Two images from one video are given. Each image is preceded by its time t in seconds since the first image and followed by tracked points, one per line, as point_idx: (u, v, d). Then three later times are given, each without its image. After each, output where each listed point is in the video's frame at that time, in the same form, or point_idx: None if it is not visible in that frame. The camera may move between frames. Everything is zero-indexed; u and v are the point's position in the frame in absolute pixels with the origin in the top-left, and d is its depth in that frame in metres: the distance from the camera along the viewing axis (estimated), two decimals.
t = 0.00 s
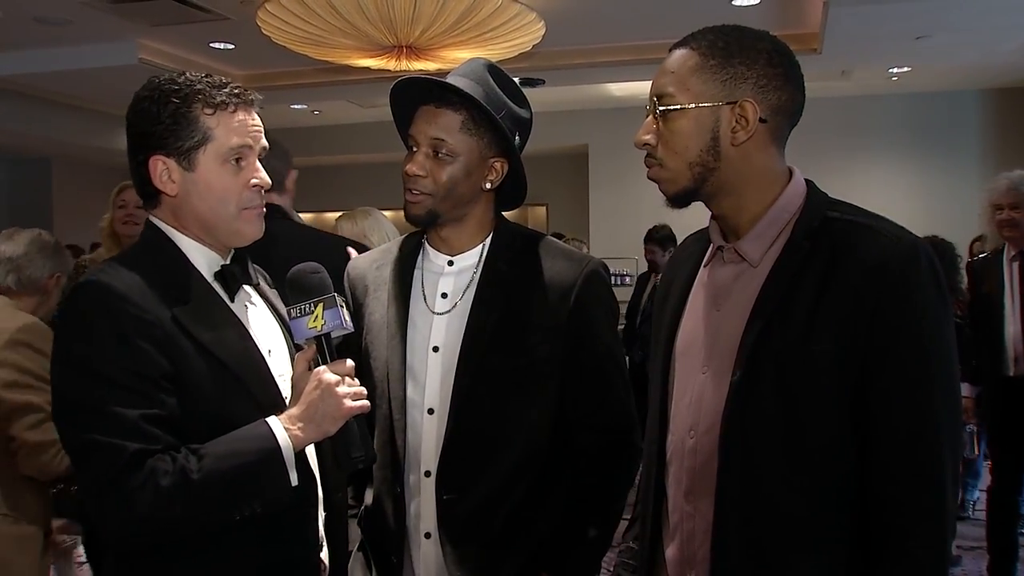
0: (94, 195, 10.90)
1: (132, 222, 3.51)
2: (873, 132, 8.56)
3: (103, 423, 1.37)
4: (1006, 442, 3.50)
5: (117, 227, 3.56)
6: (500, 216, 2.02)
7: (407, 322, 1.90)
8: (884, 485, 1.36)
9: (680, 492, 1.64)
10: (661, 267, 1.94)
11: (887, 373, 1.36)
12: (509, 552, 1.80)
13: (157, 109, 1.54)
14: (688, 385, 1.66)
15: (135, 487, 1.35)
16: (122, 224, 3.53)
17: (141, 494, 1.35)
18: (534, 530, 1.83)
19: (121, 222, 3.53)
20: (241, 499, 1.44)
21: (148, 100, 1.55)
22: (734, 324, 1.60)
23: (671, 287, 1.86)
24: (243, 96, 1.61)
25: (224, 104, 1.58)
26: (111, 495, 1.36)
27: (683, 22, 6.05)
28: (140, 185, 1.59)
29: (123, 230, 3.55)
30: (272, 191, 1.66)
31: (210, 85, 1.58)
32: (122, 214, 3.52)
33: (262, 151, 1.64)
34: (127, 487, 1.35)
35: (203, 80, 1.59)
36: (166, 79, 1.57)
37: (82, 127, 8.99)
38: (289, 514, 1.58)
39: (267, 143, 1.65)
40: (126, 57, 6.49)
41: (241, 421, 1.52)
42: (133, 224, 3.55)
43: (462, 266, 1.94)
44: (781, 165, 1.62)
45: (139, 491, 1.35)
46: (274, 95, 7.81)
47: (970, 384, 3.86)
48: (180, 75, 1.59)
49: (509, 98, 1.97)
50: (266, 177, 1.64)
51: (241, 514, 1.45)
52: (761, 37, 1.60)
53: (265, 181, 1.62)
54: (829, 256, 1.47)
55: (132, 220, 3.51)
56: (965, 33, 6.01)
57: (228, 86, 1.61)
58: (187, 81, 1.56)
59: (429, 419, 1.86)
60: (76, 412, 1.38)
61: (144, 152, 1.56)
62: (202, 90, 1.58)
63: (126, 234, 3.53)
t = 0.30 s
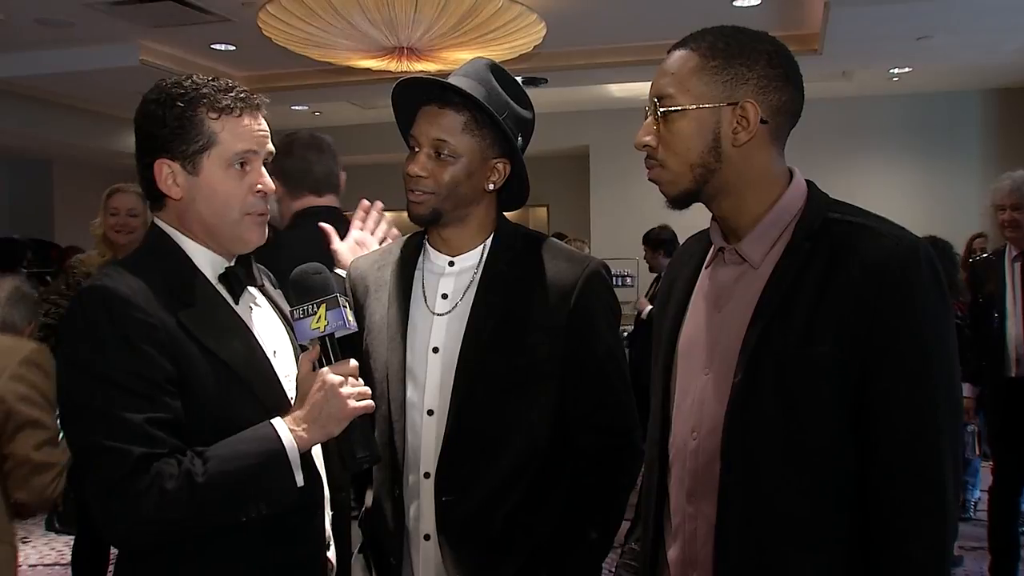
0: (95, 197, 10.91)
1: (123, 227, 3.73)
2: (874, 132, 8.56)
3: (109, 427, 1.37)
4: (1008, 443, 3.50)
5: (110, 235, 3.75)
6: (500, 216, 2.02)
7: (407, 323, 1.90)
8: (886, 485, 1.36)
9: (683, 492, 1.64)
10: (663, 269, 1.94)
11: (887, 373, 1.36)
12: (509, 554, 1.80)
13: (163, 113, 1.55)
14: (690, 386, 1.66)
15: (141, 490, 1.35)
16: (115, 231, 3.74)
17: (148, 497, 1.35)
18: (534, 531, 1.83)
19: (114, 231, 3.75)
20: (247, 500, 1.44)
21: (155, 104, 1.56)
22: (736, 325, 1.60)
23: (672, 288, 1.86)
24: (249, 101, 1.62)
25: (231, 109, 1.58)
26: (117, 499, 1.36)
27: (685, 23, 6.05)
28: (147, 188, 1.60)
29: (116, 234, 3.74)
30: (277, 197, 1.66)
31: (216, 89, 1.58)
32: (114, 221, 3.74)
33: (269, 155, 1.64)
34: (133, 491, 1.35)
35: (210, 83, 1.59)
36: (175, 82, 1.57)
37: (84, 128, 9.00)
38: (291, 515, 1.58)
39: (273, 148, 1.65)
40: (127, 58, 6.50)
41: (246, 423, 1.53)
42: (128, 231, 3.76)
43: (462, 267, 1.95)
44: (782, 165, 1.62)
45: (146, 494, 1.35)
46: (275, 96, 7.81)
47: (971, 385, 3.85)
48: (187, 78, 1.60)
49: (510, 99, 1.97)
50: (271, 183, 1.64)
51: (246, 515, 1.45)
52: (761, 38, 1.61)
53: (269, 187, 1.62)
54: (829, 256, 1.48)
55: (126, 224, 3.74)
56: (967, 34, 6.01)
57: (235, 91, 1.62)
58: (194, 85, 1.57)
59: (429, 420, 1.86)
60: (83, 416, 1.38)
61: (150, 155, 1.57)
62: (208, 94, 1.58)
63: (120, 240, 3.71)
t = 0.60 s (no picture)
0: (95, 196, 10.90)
1: (99, 236, 3.57)
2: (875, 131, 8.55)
3: (107, 432, 1.37)
4: (1009, 442, 3.50)
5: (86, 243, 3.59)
6: (503, 216, 2.02)
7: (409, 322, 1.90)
8: (889, 485, 1.36)
9: (685, 492, 1.64)
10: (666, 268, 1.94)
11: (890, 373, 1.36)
12: (509, 554, 1.80)
13: (154, 115, 1.54)
14: (693, 386, 1.66)
15: (137, 498, 1.35)
16: (91, 241, 3.57)
17: (145, 504, 1.35)
18: (535, 532, 1.82)
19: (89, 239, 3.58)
20: (245, 508, 1.44)
21: (145, 106, 1.55)
22: (739, 325, 1.60)
23: (674, 288, 1.86)
24: (240, 97, 1.60)
25: (223, 107, 1.57)
26: (115, 506, 1.36)
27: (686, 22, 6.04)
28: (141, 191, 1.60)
29: (92, 243, 3.58)
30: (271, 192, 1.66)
31: (205, 87, 1.57)
32: (90, 231, 3.57)
33: (262, 151, 1.64)
34: (132, 498, 1.35)
35: (200, 81, 1.58)
36: (162, 83, 1.56)
37: (84, 128, 8.99)
38: (293, 516, 1.57)
39: (266, 143, 1.64)
40: (128, 58, 6.49)
41: (247, 428, 1.52)
42: (105, 240, 3.60)
43: (464, 266, 1.94)
44: (785, 165, 1.62)
45: (143, 501, 1.35)
46: (275, 95, 7.80)
47: (973, 385, 3.85)
48: (177, 77, 1.58)
49: (515, 98, 1.96)
50: (265, 179, 1.64)
51: (243, 522, 1.45)
52: (763, 37, 1.60)
53: (264, 184, 1.62)
54: (833, 256, 1.47)
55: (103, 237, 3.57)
56: (968, 33, 6.00)
57: (225, 87, 1.60)
58: (183, 85, 1.56)
59: (430, 420, 1.85)
60: (82, 422, 1.38)
61: (143, 157, 1.57)
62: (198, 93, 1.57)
63: (97, 250, 3.57)
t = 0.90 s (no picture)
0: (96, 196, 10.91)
1: (86, 240, 3.51)
2: (876, 131, 8.55)
3: (102, 428, 1.37)
4: (1010, 443, 3.50)
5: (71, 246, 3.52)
6: (505, 217, 2.01)
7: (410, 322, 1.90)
8: (891, 485, 1.36)
9: (687, 492, 1.64)
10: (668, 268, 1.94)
11: (891, 373, 1.36)
12: (510, 553, 1.80)
13: (158, 112, 1.54)
14: (695, 386, 1.65)
15: (130, 493, 1.35)
16: (80, 245, 3.51)
17: (137, 499, 1.35)
18: (536, 532, 1.82)
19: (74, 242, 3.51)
20: (239, 505, 1.44)
21: (149, 104, 1.56)
22: (741, 325, 1.60)
23: (676, 288, 1.86)
24: (243, 95, 1.61)
25: (227, 105, 1.58)
26: (109, 501, 1.36)
27: (687, 23, 6.05)
28: (146, 190, 1.60)
29: (78, 246, 3.51)
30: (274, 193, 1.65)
31: (209, 85, 1.58)
32: (78, 235, 3.51)
33: (266, 150, 1.64)
34: (125, 493, 1.35)
35: (203, 80, 1.59)
36: (165, 81, 1.56)
37: (85, 128, 9.00)
38: (291, 517, 1.57)
39: (270, 143, 1.65)
40: (129, 58, 6.50)
41: (244, 425, 1.51)
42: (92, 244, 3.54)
43: (465, 267, 1.94)
44: (786, 166, 1.62)
45: (135, 496, 1.35)
46: (276, 95, 7.81)
47: (974, 385, 3.86)
48: (179, 76, 1.59)
49: (519, 100, 1.96)
50: (270, 177, 1.64)
51: (236, 520, 1.45)
52: (765, 38, 1.60)
53: (269, 182, 1.61)
54: (834, 256, 1.47)
55: (92, 239, 3.52)
56: (969, 34, 6.01)
57: (228, 86, 1.61)
58: (187, 83, 1.56)
59: (432, 420, 1.85)
60: (79, 419, 1.39)
61: (148, 155, 1.57)
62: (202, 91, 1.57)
63: (84, 254, 3.51)
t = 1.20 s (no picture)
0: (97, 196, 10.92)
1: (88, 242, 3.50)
2: (878, 133, 8.55)
3: (105, 431, 1.37)
4: (1013, 445, 3.50)
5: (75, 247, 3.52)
6: (505, 219, 2.02)
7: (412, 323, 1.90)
8: (891, 486, 1.36)
9: (687, 495, 1.64)
10: (669, 270, 1.94)
11: (891, 374, 1.36)
12: (511, 554, 1.79)
13: (178, 110, 1.54)
14: (696, 388, 1.65)
15: (132, 496, 1.35)
16: (84, 245, 3.50)
17: (138, 503, 1.35)
18: (538, 533, 1.82)
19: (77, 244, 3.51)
20: (241, 510, 1.44)
21: (165, 101, 1.54)
22: (742, 327, 1.60)
23: (677, 290, 1.86)
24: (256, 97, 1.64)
25: (247, 105, 1.61)
26: (110, 505, 1.36)
27: (689, 24, 6.05)
28: (158, 184, 1.56)
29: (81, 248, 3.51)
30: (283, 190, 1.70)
31: (228, 86, 1.60)
32: (82, 233, 3.50)
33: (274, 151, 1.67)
34: (126, 497, 1.35)
35: (218, 81, 1.60)
36: (180, 79, 1.57)
37: (87, 129, 9.01)
38: (294, 519, 1.57)
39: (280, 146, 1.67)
40: (131, 58, 6.50)
41: (247, 429, 1.52)
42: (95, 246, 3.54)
43: (467, 269, 1.94)
44: (787, 167, 1.62)
45: (136, 501, 1.35)
46: (278, 96, 7.82)
47: (975, 386, 3.86)
48: (191, 75, 1.59)
49: (520, 102, 1.97)
50: (279, 175, 1.68)
51: (238, 526, 1.45)
52: (767, 40, 1.60)
53: (280, 180, 1.66)
54: (836, 257, 1.47)
55: (95, 238, 3.51)
56: (971, 36, 6.01)
57: (241, 88, 1.63)
58: (205, 83, 1.58)
59: (434, 420, 1.85)
60: (81, 422, 1.39)
61: (165, 152, 1.54)
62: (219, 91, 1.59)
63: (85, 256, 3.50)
